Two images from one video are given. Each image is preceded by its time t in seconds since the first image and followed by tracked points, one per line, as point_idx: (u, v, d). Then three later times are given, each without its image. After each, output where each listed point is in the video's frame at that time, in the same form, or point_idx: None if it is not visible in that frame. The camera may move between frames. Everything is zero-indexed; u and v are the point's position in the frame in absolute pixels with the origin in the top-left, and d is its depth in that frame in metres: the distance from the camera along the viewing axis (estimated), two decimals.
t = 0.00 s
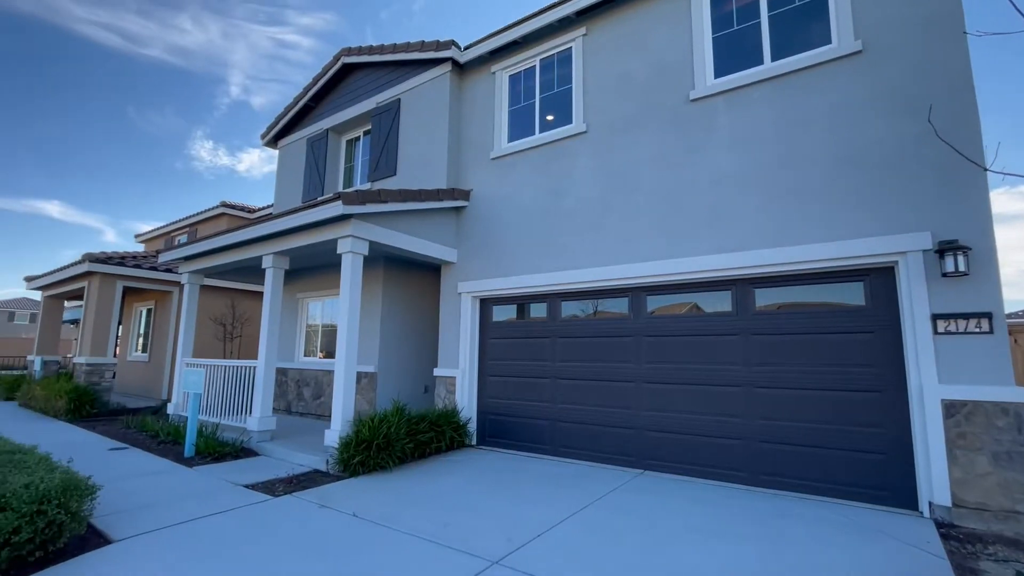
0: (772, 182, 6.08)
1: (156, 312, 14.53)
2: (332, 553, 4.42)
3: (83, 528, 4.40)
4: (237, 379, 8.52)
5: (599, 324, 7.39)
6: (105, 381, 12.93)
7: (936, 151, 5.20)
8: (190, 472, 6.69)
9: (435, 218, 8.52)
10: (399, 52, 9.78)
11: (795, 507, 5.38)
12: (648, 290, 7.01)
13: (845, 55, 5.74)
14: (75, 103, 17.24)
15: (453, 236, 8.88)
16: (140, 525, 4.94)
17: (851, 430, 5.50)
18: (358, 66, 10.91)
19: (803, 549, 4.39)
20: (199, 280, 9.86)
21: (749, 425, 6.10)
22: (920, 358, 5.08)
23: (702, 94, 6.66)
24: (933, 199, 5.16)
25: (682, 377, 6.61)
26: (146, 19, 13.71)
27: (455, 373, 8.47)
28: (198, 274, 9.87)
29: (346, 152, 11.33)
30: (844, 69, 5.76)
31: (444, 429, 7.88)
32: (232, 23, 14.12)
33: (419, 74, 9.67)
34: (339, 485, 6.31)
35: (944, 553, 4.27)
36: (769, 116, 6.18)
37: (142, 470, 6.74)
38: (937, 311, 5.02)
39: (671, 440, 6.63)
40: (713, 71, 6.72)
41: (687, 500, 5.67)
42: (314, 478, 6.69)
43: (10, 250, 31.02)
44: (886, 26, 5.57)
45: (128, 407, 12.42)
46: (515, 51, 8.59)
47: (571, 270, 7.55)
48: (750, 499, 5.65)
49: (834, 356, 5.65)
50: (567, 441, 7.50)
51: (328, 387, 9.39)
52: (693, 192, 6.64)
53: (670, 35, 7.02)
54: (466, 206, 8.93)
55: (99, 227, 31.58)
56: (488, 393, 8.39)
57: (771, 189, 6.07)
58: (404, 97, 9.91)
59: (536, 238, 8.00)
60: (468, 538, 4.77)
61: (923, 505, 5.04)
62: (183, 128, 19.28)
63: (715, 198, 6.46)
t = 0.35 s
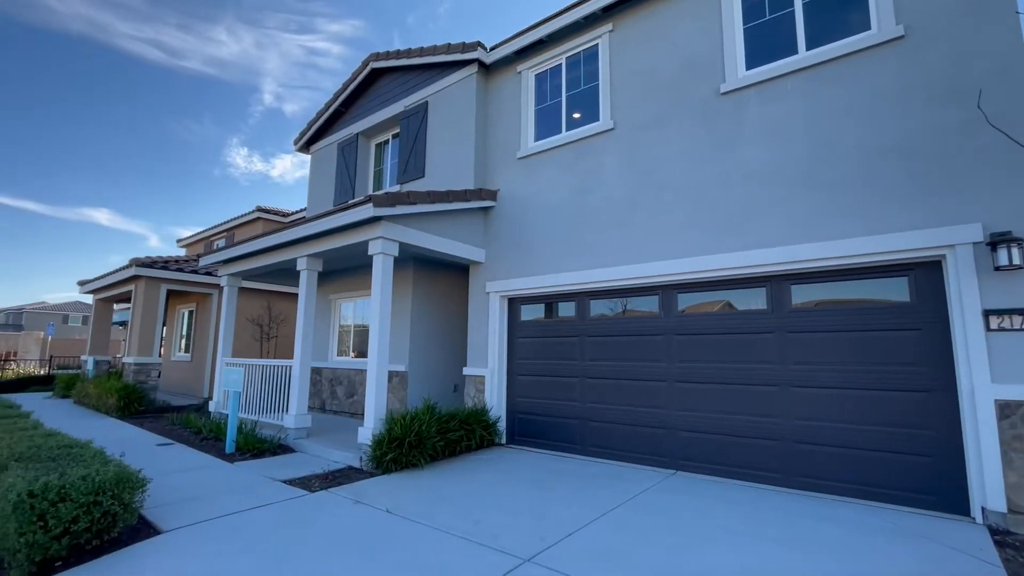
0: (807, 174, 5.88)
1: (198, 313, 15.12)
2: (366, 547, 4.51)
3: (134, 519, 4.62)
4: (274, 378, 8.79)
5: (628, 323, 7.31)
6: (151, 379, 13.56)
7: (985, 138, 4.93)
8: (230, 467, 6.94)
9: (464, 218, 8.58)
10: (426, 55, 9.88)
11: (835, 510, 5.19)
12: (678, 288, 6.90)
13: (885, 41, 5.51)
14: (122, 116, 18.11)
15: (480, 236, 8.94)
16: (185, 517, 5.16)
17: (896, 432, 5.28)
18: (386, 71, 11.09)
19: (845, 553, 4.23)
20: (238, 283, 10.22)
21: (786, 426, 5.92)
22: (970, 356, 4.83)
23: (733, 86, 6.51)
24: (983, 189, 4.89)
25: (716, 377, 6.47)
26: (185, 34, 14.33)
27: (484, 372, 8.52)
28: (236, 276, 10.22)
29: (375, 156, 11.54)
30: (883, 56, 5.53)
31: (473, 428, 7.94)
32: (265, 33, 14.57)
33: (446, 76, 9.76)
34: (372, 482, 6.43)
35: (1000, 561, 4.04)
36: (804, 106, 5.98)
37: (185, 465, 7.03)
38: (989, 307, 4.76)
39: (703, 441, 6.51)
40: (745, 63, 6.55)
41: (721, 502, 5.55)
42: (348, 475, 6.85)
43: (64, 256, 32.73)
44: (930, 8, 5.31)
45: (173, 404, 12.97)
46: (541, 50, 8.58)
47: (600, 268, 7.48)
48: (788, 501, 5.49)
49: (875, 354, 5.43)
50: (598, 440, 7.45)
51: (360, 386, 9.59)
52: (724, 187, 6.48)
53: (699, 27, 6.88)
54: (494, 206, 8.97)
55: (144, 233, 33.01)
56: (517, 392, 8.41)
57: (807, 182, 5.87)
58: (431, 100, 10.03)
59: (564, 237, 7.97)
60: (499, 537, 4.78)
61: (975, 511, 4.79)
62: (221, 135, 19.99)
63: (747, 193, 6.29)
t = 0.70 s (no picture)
0: (846, 165, 5.70)
1: (237, 314, 15.65)
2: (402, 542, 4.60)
3: (182, 510, 4.84)
4: (310, 376, 9.03)
5: (660, 321, 7.22)
6: (195, 377, 14.11)
7: None
8: (269, 462, 7.16)
9: (493, 217, 8.64)
10: (453, 57, 9.98)
11: (880, 513, 5.02)
12: (711, 284, 6.78)
13: (930, 24, 5.28)
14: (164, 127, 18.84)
15: (508, 235, 8.98)
16: (228, 509, 5.35)
17: (943, 432, 5.06)
18: (414, 74, 11.25)
19: (892, 556, 4.09)
20: (274, 284, 10.53)
21: (826, 426, 5.75)
22: None
23: (766, 77, 6.36)
24: None
25: (751, 375, 6.34)
26: (222, 46, 14.93)
27: (514, 370, 8.55)
28: (273, 278, 10.53)
29: (404, 158, 11.71)
30: (927, 40, 5.30)
31: (504, 425, 7.99)
32: (296, 41, 14.95)
33: (472, 76, 9.84)
34: (405, 478, 6.55)
35: None
36: (842, 95, 5.80)
37: (227, 460, 7.29)
38: None
39: (738, 440, 6.39)
40: (780, 53, 6.40)
41: (759, 503, 5.43)
42: (382, 471, 6.98)
43: (113, 261, 34.29)
44: None
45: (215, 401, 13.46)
46: (567, 47, 8.56)
47: (630, 266, 7.42)
48: (829, 503, 5.33)
49: (921, 352, 5.22)
50: (629, 439, 7.38)
51: (392, 384, 9.76)
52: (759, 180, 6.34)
53: (731, 17, 6.76)
54: (522, 205, 9.00)
55: (185, 238, 34.30)
56: (547, 390, 8.41)
57: (846, 173, 5.69)
58: (458, 100, 10.12)
59: (594, 235, 7.92)
60: (532, 534, 4.81)
61: None
62: (257, 142, 20.62)
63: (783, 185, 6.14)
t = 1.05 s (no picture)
0: (886, 152, 5.50)
1: (272, 313, 16.13)
2: (435, 535, 4.67)
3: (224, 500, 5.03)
4: (343, 373, 9.23)
5: (690, 317, 7.14)
6: (234, 374, 14.81)
7: None
8: (304, 457, 7.36)
9: (520, 214, 8.66)
10: (478, 56, 10.04)
11: (926, 514, 4.84)
12: (744, 279, 6.66)
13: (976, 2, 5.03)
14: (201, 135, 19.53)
15: (536, 233, 8.99)
16: (267, 501, 5.53)
17: (994, 432, 4.84)
18: (440, 74, 11.36)
19: (939, 559, 3.94)
20: (307, 283, 10.80)
21: (867, 425, 5.58)
22: None
23: (801, 64, 6.20)
24: None
25: (787, 372, 6.21)
26: (253, 53, 15.33)
27: (542, 367, 8.56)
28: (306, 277, 10.80)
29: (431, 158, 11.84)
30: (973, 19, 5.05)
31: (533, 422, 8.01)
32: (325, 46, 15.27)
33: (497, 75, 9.88)
34: (437, 473, 6.64)
35: None
36: (881, 79, 5.60)
37: (264, 454, 7.52)
38: None
39: (774, 438, 6.26)
40: (815, 39, 6.21)
41: (798, 502, 5.30)
42: (413, 466, 7.09)
43: (155, 264, 35.65)
44: None
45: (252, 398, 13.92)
46: (593, 42, 8.51)
47: (660, 261, 7.35)
48: (871, 503, 5.17)
49: (968, 347, 5.01)
50: (660, 437, 7.30)
51: (422, 381, 9.89)
52: (793, 170, 6.19)
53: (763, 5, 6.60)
54: (549, 202, 9.00)
55: (222, 240, 35.44)
56: (576, 387, 8.40)
57: (886, 161, 5.50)
58: (483, 99, 10.17)
59: (622, 231, 7.87)
60: (564, 530, 4.81)
61: None
62: (288, 146, 21.14)
63: (819, 175, 5.97)
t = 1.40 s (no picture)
0: (927, 139, 5.30)
1: (303, 312, 16.50)
2: (465, 529, 4.73)
3: (261, 491, 5.19)
4: (373, 370, 9.40)
5: (720, 313, 7.03)
6: (268, 370, 15.10)
7: None
8: (336, 451, 7.52)
9: (546, 211, 8.66)
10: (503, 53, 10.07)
11: (971, 515, 4.67)
12: (776, 273, 6.52)
13: None
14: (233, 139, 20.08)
15: (562, 229, 8.98)
16: (302, 493, 5.68)
17: None
18: (465, 72, 11.43)
19: (985, 560, 3.81)
20: (337, 282, 11.01)
21: (908, 422, 5.40)
22: None
23: (836, 51, 6.02)
24: None
25: (822, 368, 6.06)
26: (281, 58, 15.67)
27: (569, 364, 8.54)
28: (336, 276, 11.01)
29: (457, 157, 11.93)
30: None
31: (560, 418, 8.01)
32: (350, 49, 15.52)
33: (521, 71, 9.88)
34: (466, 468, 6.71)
35: None
36: (922, 63, 5.39)
37: (298, 448, 7.72)
38: None
39: (808, 437, 6.13)
40: (852, 24, 6.01)
41: (835, 501, 5.18)
42: (442, 461, 7.17)
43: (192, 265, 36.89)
44: None
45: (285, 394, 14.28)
46: (619, 35, 8.43)
47: (689, 255, 7.25)
48: (913, 503, 5.01)
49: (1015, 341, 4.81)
50: (690, 434, 7.22)
51: (450, 377, 9.99)
52: (827, 160, 6.02)
53: None
54: (574, 198, 8.97)
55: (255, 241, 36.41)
56: (603, 384, 8.37)
57: (927, 148, 5.29)
58: (508, 97, 10.19)
59: (650, 226, 7.80)
60: (594, 525, 4.82)
61: None
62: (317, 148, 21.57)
63: (855, 164, 5.79)
